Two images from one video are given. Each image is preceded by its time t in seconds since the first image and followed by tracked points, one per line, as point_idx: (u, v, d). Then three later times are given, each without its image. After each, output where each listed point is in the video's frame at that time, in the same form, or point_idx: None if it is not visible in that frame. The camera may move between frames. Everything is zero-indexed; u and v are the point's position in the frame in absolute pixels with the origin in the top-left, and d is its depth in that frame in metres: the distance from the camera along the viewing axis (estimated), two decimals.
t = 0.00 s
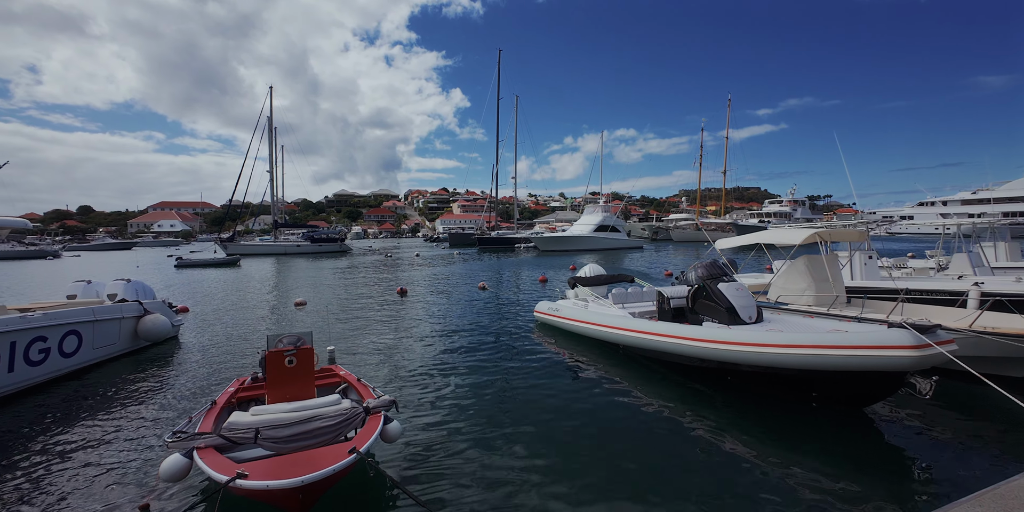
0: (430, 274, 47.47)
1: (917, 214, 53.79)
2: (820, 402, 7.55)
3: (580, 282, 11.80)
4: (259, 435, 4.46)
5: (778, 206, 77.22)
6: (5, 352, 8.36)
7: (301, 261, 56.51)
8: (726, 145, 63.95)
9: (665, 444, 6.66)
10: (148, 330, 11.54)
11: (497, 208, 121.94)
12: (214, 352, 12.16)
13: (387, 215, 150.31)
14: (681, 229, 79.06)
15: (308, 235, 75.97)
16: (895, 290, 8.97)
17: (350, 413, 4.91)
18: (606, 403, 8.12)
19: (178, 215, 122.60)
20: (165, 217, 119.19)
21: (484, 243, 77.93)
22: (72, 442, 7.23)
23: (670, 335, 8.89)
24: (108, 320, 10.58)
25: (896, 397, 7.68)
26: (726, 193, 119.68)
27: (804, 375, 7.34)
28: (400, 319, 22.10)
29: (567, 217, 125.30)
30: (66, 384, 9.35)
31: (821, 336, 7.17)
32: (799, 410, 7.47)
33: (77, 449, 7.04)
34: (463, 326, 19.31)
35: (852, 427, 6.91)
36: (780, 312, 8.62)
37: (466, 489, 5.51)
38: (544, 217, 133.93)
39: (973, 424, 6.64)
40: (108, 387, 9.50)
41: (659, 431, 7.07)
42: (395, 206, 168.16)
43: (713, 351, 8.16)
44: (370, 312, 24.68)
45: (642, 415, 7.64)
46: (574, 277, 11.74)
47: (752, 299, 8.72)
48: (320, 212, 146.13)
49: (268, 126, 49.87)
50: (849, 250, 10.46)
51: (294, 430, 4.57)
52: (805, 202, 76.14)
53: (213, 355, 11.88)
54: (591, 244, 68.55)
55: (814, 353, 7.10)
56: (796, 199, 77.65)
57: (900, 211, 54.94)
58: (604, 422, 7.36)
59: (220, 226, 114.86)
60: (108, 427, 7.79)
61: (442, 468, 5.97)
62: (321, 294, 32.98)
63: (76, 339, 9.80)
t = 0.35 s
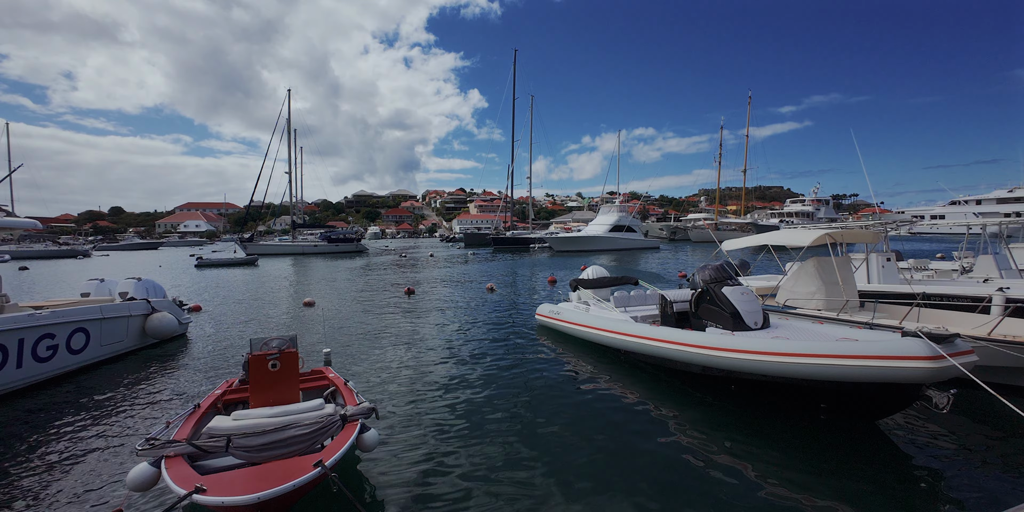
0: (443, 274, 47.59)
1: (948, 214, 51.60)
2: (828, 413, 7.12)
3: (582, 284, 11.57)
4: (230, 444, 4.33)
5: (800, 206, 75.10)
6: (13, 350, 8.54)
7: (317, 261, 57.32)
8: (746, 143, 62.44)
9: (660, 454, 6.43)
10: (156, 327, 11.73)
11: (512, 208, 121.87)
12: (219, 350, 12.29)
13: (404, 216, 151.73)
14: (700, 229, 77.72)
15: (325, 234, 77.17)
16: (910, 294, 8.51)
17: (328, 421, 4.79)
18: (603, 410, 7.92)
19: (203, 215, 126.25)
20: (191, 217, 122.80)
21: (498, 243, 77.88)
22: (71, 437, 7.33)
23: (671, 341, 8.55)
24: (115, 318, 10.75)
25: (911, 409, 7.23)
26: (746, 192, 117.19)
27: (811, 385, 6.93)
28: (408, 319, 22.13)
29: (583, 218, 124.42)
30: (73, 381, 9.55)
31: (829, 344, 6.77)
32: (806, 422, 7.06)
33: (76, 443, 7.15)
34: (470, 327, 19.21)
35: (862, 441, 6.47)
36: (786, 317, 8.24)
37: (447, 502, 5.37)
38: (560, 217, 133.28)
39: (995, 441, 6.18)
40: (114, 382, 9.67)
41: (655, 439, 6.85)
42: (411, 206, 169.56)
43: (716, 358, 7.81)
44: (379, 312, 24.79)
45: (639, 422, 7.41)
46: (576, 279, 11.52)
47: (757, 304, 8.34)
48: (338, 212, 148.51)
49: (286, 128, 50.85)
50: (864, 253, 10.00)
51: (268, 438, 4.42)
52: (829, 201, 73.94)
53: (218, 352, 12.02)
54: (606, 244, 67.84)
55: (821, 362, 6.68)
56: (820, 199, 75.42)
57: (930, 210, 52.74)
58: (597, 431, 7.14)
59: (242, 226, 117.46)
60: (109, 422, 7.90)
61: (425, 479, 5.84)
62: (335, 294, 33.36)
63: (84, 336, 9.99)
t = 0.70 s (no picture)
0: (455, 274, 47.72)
1: (980, 214, 49.51)
2: (831, 424, 6.78)
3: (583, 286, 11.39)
4: (201, 448, 4.33)
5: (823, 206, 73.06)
6: (22, 347, 8.76)
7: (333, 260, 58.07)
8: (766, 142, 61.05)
9: (652, 462, 6.24)
10: (163, 325, 11.94)
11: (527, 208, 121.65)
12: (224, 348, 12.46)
13: (420, 216, 152.91)
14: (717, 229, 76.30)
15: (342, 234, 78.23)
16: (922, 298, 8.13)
17: (303, 423, 4.77)
18: (596, 415, 7.75)
19: (225, 216, 129.37)
20: (215, 218, 126.12)
21: (512, 243, 77.79)
22: (73, 422, 7.45)
23: (668, 347, 8.29)
24: (122, 315, 10.96)
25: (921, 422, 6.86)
26: (767, 192, 114.55)
27: (812, 395, 6.62)
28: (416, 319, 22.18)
29: (598, 218, 123.45)
30: (81, 376, 9.76)
31: (830, 353, 6.44)
32: (807, 432, 6.75)
33: (77, 427, 7.26)
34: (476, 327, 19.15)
35: (866, 454, 6.13)
36: (789, 323, 7.93)
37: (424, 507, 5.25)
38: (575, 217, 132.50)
39: (1010, 458, 5.79)
40: (120, 377, 9.85)
41: (647, 447, 6.67)
42: (427, 207, 170.68)
43: (713, 365, 7.53)
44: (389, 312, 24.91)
45: (633, 429, 7.22)
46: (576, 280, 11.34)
47: (759, 309, 8.04)
48: (356, 213, 150.53)
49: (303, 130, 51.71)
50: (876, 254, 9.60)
51: (240, 441, 4.40)
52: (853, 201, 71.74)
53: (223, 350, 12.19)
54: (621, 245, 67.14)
55: (822, 372, 6.36)
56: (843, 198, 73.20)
57: (961, 210, 50.65)
58: (587, 436, 6.96)
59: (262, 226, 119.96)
60: (112, 409, 8.02)
61: (407, 481, 5.77)
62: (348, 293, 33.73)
63: (92, 333, 10.21)
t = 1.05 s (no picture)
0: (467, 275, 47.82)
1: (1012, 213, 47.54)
2: (829, 433, 6.54)
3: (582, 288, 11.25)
4: (174, 450, 4.36)
5: (844, 206, 71.16)
6: (31, 346, 9.00)
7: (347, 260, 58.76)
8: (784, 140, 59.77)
9: (638, 468, 6.12)
10: (168, 325, 12.19)
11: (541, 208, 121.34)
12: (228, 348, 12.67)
13: (435, 216, 153.86)
14: (734, 230, 74.92)
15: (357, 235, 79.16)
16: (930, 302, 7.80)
17: (277, 426, 4.76)
18: (588, 419, 7.64)
19: (245, 217, 132.17)
20: (235, 218, 129.00)
21: (525, 244, 77.68)
22: (74, 420, 7.61)
23: (664, 352, 8.10)
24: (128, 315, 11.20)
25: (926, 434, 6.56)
26: (786, 192, 112.13)
27: (809, 405, 6.37)
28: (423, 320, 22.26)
29: (613, 218, 122.49)
30: (88, 374, 9.99)
31: (828, 362, 6.20)
32: (804, 442, 6.52)
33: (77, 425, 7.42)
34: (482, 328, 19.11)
35: (864, 466, 5.87)
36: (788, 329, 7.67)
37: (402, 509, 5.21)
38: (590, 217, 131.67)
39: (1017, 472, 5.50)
40: (124, 375, 10.06)
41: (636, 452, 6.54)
42: (442, 207, 171.68)
43: (708, 372, 7.33)
44: (397, 312, 25.06)
45: (623, 433, 7.10)
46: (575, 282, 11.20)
47: (758, 314, 7.80)
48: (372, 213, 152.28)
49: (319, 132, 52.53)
50: (884, 256, 9.25)
51: (212, 445, 4.41)
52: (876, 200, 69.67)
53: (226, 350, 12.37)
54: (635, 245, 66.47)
55: (819, 382, 6.12)
56: (866, 198, 71.14)
57: (992, 210, 48.68)
58: (576, 441, 6.86)
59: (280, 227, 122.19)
60: (113, 406, 8.19)
61: (388, 482, 5.77)
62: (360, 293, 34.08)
63: (98, 332, 10.44)
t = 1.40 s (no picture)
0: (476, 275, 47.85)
1: None
2: (825, 439, 6.29)
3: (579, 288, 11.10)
4: (144, 448, 4.35)
5: (863, 206, 69.45)
6: (33, 343, 9.17)
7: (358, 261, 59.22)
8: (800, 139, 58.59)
9: (622, 470, 5.96)
10: (168, 324, 12.38)
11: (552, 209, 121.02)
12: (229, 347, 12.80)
13: (447, 217, 154.47)
14: (749, 230, 73.63)
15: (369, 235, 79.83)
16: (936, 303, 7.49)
17: (250, 427, 4.71)
18: (576, 419, 7.50)
19: (261, 217, 134.34)
20: (251, 219, 131.17)
21: (536, 244, 77.46)
22: (68, 417, 7.72)
23: (656, 354, 7.92)
24: (129, 314, 11.38)
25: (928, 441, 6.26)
26: (803, 192, 109.97)
27: (803, 409, 6.14)
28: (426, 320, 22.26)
29: (625, 218, 121.54)
30: (88, 372, 10.15)
31: (822, 365, 5.97)
32: (798, 447, 6.29)
33: (70, 422, 7.52)
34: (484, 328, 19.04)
35: (859, 474, 5.63)
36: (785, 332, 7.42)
37: (375, 508, 5.16)
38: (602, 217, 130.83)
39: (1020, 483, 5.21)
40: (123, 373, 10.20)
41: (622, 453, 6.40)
42: (454, 208, 172.31)
43: (701, 375, 7.12)
44: (402, 312, 25.12)
45: (611, 435, 6.93)
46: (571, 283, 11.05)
47: (755, 316, 7.56)
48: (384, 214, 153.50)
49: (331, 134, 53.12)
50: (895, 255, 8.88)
51: (183, 443, 4.39)
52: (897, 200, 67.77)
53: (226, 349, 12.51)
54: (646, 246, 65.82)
55: (813, 386, 5.88)
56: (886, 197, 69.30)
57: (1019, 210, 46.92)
58: (561, 441, 6.73)
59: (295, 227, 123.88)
60: (107, 404, 8.29)
61: (366, 481, 5.72)
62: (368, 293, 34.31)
63: (99, 330, 10.60)
